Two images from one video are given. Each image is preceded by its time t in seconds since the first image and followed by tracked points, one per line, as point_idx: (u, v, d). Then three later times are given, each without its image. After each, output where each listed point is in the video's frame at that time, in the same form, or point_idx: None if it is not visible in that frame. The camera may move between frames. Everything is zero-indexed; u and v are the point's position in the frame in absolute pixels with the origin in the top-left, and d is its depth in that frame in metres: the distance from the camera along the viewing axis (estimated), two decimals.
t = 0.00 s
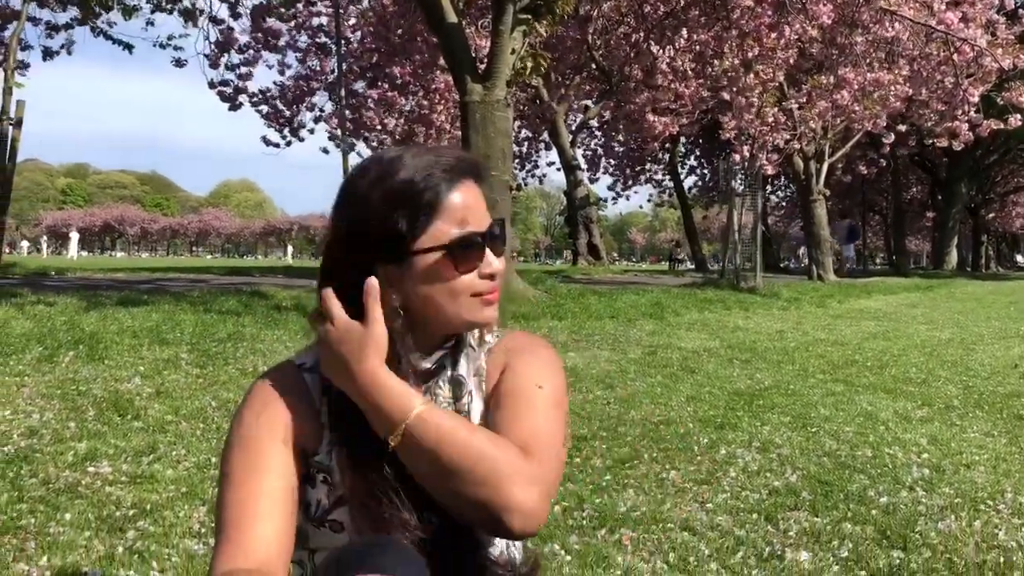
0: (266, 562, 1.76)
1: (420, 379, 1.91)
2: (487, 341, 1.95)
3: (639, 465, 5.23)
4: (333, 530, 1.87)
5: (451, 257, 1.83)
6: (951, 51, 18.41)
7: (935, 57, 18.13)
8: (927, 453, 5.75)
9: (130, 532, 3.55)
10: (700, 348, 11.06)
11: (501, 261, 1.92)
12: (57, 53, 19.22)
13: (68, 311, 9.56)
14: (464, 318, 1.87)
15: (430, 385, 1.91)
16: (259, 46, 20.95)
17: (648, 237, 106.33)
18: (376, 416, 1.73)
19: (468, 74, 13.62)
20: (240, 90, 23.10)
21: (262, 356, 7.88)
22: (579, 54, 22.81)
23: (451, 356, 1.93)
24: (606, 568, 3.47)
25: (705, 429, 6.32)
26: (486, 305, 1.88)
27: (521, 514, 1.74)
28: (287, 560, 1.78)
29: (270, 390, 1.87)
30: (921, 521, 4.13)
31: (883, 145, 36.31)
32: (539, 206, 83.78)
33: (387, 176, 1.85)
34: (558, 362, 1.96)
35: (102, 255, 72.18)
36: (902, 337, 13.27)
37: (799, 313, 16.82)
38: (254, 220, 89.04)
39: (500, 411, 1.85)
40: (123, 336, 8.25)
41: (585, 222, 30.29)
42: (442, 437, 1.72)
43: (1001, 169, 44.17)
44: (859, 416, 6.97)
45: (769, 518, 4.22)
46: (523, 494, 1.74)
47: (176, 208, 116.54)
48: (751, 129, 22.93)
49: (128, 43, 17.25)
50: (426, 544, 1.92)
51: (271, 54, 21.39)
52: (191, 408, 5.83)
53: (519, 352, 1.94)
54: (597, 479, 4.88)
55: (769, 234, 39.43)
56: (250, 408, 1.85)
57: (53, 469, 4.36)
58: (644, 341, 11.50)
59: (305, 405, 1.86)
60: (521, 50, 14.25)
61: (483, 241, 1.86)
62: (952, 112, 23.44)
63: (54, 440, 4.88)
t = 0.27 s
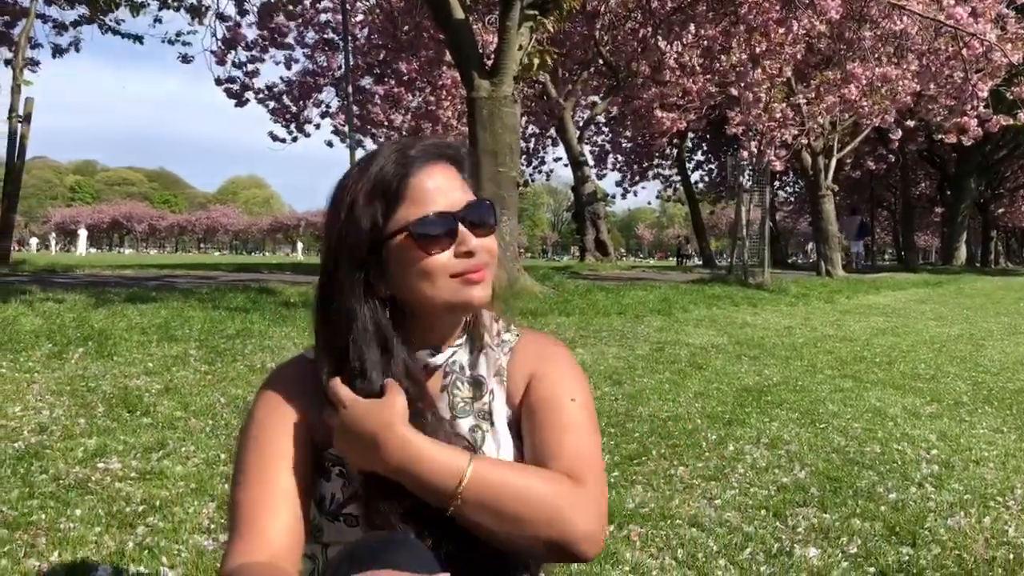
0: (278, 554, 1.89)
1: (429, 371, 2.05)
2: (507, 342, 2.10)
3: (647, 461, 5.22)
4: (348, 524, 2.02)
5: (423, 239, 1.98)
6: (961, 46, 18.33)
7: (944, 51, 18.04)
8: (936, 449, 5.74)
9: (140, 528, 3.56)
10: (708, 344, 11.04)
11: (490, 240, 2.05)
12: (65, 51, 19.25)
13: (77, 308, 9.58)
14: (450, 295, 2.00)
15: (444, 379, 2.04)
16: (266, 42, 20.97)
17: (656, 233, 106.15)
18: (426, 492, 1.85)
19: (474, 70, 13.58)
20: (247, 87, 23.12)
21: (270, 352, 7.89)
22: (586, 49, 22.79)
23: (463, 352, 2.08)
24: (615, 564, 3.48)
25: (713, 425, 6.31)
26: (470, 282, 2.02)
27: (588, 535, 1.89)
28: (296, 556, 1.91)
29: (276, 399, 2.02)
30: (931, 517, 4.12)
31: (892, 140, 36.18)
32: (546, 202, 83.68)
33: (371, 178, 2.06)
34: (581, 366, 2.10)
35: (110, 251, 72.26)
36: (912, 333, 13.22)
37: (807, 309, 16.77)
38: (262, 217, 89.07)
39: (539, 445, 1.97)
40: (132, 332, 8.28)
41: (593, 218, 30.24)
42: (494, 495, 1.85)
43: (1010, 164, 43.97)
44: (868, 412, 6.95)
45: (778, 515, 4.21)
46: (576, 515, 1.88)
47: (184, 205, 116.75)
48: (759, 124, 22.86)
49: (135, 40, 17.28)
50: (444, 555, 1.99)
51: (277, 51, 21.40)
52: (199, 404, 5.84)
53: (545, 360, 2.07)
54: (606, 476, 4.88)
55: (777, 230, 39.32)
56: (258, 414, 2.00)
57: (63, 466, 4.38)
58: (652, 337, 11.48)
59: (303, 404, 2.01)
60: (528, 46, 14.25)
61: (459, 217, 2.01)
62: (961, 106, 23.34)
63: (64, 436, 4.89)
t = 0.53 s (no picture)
0: (293, 554, 2.00)
1: (442, 370, 2.19)
2: (524, 347, 2.18)
3: (659, 461, 5.22)
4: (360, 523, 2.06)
5: (402, 241, 2.13)
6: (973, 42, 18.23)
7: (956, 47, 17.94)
8: (950, 447, 5.72)
9: (155, 530, 3.59)
10: (719, 343, 11.02)
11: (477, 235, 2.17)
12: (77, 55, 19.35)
13: (90, 311, 9.63)
14: (434, 292, 2.13)
15: (460, 381, 2.16)
16: (275, 45, 21.04)
17: (667, 231, 105.93)
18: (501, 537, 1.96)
19: (484, 71, 13.59)
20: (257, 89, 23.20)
21: (282, 354, 7.92)
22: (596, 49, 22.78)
23: (476, 355, 2.18)
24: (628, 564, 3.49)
25: (725, 424, 6.30)
26: (450, 279, 2.13)
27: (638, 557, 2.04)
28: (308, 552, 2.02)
29: (281, 408, 2.12)
30: (945, 516, 4.11)
31: (903, 137, 36.01)
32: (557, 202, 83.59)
33: (358, 189, 2.22)
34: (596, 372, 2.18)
35: (122, 254, 72.46)
36: (925, 331, 13.15)
37: (819, 307, 16.71)
38: (273, 218, 89.22)
39: (567, 453, 2.09)
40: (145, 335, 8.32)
41: (603, 217, 30.21)
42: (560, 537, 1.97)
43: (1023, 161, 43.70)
44: (881, 411, 6.92)
45: (791, 513, 4.20)
46: (627, 542, 2.03)
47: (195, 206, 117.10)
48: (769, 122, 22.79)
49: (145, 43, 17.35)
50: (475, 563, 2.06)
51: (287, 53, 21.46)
52: (212, 406, 5.87)
53: (566, 370, 2.13)
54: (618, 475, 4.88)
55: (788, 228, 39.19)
56: (266, 424, 2.09)
57: (78, 467, 4.41)
58: (663, 336, 11.47)
59: (304, 411, 2.09)
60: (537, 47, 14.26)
61: (436, 215, 2.14)
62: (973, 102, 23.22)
63: (78, 439, 4.93)
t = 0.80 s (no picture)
0: (315, 558, 1.85)
1: (459, 369, 2.09)
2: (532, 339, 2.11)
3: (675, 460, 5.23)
4: (379, 527, 2.02)
5: (393, 250, 2.02)
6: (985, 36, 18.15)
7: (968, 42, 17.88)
8: (968, 444, 5.70)
9: (174, 534, 3.61)
10: (734, 341, 11.01)
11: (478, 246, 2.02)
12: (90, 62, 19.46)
13: (107, 316, 9.71)
14: (423, 305, 2.00)
15: (475, 382, 2.08)
16: (286, 49, 21.10)
17: (679, 230, 105.83)
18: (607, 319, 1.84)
19: (495, 72, 13.55)
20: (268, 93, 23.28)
21: (298, 357, 7.96)
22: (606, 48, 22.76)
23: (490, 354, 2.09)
24: (647, 564, 3.49)
25: (740, 423, 6.30)
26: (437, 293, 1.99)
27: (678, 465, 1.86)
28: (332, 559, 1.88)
29: (298, 415, 1.98)
30: (964, 514, 4.09)
31: (916, 132, 35.88)
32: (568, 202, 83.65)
33: (366, 194, 2.11)
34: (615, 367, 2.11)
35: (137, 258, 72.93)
36: (941, 327, 13.10)
37: (833, 304, 16.67)
38: (287, 222, 89.59)
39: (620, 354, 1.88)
40: (161, 340, 8.37)
41: (615, 216, 30.20)
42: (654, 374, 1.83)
43: None
44: (897, 407, 6.90)
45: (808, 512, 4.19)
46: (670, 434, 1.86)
47: (209, 211, 117.68)
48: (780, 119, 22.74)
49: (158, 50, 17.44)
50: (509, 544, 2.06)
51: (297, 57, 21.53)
52: (229, 410, 5.90)
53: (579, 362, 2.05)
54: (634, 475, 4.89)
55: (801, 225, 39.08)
56: (284, 426, 1.98)
57: (98, 472, 4.45)
58: (677, 335, 11.47)
59: (327, 409, 1.97)
60: (547, 47, 14.22)
61: (430, 225, 2.01)
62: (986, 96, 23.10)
63: (97, 444, 4.96)
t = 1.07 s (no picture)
0: (326, 562, 1.85)
1: (465, 375, 2.06)
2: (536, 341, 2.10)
3: (687, 461, 5.21)
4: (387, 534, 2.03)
5: (393, 259, 2.02)
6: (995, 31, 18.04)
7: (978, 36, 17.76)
8: (982, 442, 5.66)
9: (186, 540, 3.61)
10: (745, 340, 10.97)
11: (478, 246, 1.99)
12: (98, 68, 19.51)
13: (117, 323, 9.73)
14: (423, 312, 1.99)
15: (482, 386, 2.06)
16: (292, 53, 21.13)
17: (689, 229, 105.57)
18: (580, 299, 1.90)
19: (501, 73, 13.48)
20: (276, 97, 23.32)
21: (308, 361, 7.96)
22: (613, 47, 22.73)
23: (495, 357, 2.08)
24: (659, 567, 3.47)
25: (752, 424, 6.27)
26: (435, 300, 1.98)
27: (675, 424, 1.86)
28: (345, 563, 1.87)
29: (309, 421, 1.97)
30: (979, 513, 4.06)
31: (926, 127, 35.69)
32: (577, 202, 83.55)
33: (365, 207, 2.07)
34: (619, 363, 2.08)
35: (147, 264, 73.09)
36: (953, 323, 13.02)
37: (844, 301, 16.59)
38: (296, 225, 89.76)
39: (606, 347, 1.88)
40: (172, 345, 8.38)
41: (624, 216, 30.13)
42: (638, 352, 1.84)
43: None
44: (911, 406, 6.85)
45: (821, 513, 4.17)
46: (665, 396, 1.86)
47: (219, 215, 118.00)
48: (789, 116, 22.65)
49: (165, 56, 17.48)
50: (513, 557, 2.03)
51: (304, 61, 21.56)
52: (240, 416, 5.91)
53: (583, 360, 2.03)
54: (646, 476, 4.87)
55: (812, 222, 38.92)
56: (293, 435, 1.97)
57: (110, 479, 4.46)
58: (687, 335, 11.43)
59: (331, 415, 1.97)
60: (554, 47, 14.14)
61: (425, 231, 1.99)
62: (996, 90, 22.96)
63: (109, 450, 4.97)
